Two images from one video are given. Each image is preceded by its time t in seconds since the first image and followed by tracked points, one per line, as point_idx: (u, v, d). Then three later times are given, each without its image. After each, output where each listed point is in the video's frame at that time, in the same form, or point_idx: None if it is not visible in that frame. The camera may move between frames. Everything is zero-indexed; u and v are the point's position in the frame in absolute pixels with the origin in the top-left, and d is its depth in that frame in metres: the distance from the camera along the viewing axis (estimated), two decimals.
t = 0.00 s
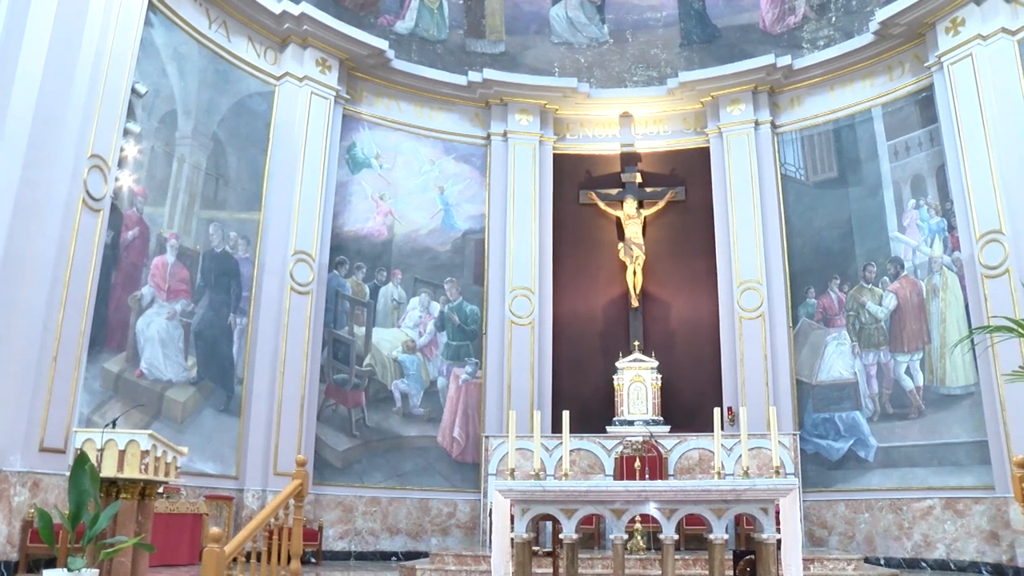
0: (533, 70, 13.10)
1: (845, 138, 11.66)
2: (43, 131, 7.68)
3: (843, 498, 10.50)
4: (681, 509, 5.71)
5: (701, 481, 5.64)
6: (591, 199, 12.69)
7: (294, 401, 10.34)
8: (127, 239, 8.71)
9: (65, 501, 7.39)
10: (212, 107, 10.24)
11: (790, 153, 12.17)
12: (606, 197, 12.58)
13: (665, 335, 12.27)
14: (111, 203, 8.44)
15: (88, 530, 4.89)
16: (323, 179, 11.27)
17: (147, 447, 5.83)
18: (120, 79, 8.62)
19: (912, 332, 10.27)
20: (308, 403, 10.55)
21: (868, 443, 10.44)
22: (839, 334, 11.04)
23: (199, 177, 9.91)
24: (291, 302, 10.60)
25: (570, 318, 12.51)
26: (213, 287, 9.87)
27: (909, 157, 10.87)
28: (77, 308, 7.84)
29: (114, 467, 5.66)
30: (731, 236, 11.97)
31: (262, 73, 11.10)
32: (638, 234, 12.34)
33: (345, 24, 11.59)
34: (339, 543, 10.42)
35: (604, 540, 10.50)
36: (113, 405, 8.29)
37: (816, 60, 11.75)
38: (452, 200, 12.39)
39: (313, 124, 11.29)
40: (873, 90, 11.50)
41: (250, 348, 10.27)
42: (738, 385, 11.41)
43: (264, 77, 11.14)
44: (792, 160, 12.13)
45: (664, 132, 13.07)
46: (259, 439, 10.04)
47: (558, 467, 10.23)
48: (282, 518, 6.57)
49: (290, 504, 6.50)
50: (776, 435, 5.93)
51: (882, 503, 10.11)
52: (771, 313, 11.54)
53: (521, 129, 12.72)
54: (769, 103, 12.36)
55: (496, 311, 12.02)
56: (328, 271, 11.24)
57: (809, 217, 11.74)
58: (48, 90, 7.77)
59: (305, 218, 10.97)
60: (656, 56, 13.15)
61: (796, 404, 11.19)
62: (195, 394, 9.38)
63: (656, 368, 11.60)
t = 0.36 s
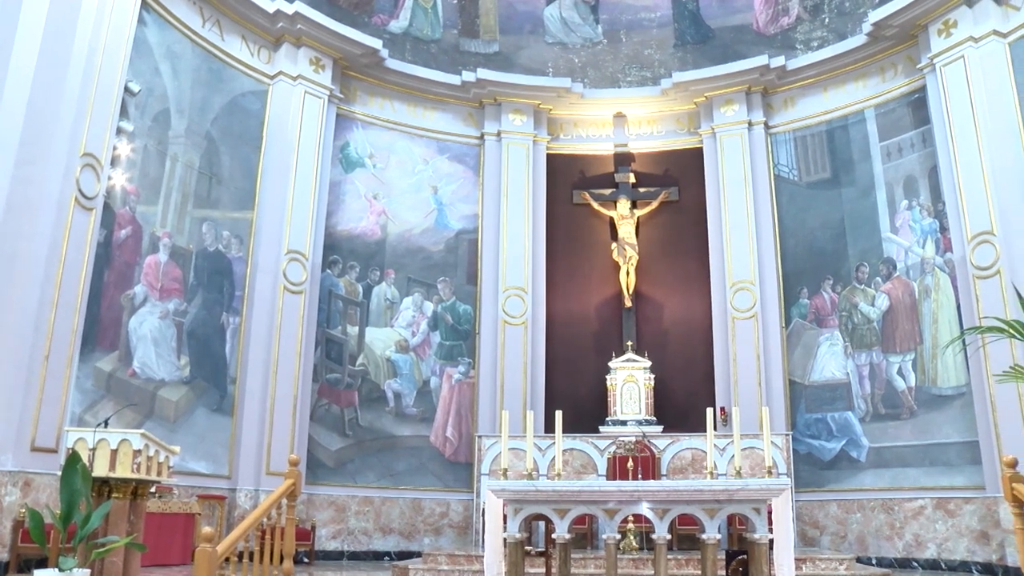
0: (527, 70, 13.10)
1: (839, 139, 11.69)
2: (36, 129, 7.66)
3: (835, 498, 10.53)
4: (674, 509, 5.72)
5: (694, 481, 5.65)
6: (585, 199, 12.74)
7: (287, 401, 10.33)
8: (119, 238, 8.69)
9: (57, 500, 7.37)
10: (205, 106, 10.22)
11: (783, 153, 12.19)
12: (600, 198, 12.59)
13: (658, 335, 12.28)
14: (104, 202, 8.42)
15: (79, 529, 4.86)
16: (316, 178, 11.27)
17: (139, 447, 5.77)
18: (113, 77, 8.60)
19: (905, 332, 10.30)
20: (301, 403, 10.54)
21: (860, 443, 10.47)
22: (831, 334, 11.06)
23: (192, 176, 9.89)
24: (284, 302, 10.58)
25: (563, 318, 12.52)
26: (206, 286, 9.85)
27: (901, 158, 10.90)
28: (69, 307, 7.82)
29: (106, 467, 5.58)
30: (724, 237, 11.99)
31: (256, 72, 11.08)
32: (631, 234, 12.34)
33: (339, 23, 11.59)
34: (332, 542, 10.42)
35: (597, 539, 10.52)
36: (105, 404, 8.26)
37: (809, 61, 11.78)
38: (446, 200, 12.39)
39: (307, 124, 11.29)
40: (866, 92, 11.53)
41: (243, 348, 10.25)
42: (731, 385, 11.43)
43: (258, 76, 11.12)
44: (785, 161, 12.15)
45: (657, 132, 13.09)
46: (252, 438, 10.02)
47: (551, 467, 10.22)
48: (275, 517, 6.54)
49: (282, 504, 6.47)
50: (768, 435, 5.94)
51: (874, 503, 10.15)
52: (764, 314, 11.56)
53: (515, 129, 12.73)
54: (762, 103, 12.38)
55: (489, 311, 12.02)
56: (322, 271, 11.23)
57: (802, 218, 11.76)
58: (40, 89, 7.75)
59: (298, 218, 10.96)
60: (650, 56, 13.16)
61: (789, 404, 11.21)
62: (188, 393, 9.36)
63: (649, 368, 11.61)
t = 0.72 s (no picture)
0: (521, 70, 13.11)
1: (832, 140, 11.71)
2: (28, 128, 7.64)
3: (827, 498, 10.55)
4: (666, 509, 5.73)
5: (687, 482, 5.66)
6: (578, 199, 12.68)
7: (281, 400, 10.32)
8: (112, 236, 8.67)
9: (48, 500, 7.35)
10: (199, 105, 10.21)
11: (777, 154, 12.21)
12: (593, 198, 12.60)
13: (651, 335, 12.30)
14: (97, 201, 8.41)
15: (71, 529, 4.84)
16: (310, 178, 11.25)
17: (132, 446, 5.75)
18: (106, 75, 8.58)
19: (897, 333, 10.33)
20: (294, 402, 10.53)
21: (852, 443, 10.49)
22: (824, 335, 11.09)
23: (185, 175, 9.87)
24: (277, 301, 10.57)
25: (556, 318, 12.52)
26: (199, 286, 9.83)
27: (894, 159, 10.93)
28: (62, 306, 7.80)
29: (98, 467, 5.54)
30: (717, 237, 12.01)
31: (249, 71, 11.06)
32: (625, 235, 12.35)
33: (333, 22, 11.57)
34: (325, 542, 10.41)
35: (590, 539, 10.53)
36: (97, 403, 8.24)
37: (803, 62, 11.80)
38: (439, 199, 12.39)
39: (301, 123, 11.28)
40: (859, 93, 11.56)
41: (236, 347, 10.23)
42: (724, 385, 11.45)
43: (252, 75, 11.10)
44: (778, 161, 12.17)
45: (651, 132, 13.10)
46: (245, 438, 10.00)
47: (544, 467, 10.22)
48: (268, 518, 6.52)
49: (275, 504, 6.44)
50: (761, 435, 5.95)
51: (866, 503, 10.17)
52: (756, 314, 11.58)
53: (508, 129, 12.73)
54: (756, 104, 12.40)
55: (483, 311, 12.03)
56: (315, 270, 11.22)
57: (795, 218, 11.78)
58: (33, 87, 7.74)
59: (292, 217, 10.94)
60: (644, 56, 13.18)
61: (781, 405, 11.23)
62: (181, 393, 9.34)
63: (642, 368, 11.62)
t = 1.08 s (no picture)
0: (515, 70, 13.11)
1: (825, 141, 11.73)
2: (21, 126, 7.62)
3: (820, 498, 10.58)
4: (659, 510, 5.74)
5: (680, 482, 5.67)
6: (572, 199, 12.74)
7: (274, 400, 10.30)
8: (105, 236, 8.65)
9: (40, 500, 7.32)
10: (193, 104, 10.19)
11: (770, 155, 12.22)
12: (587, 198, 12.60)
13: (645, 335, 12.31)
14: (90, 199, 8.39)
15: (63, 529, 4.80)
16: (304, 177, 11.24)
17: (124, 445, 5.69)
18: (100, 74, 8.56)
19: (890, 333, 10.36)
20: (287, 401, 10.52)
21: (845, 444, 10.52)
22: (817, 335, 11.11)
23: (179, 174, 9.85)
24: (270, 301, 10.56)
25: (550, 318, 12.53)
26: (192, 285, 9.82)
27: (888, 160, 10.96)
28: (54, 305, 7.78)
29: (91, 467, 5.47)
30: (711, 238, 12.02)
31: (243, 70, 11.04)
32: (618, 235, 12.36)
33: (327, 21, 11.56)
34: (318, 542, 10.41)
35: (583, 539, 10.53)
36: (90, 403, 8.21)
37: (797, 63, 11.82)
38: (433, 199, 12.38)
39: (295, 122, 11.28)
40: (853, 94, 11.59)
41: (229, 346, 10.22)
42: (717, 385, 11.46)
43: (245, 74, 11.08)
44: (772, 162, 12.19)
45: (645, 133, 13.11)
46: (237, 438, 9.99)
47: (537, 467, 10.21)
48: (260, 517, 6.48)
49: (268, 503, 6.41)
50: (753, 435, 5.97)
51: (859, 503, 10.20)
52: (750, 315, 11.59)
53: (502, 129, 12.73)
54: (750, 104, 12.42)
55: (476, 310, 12.03)
56: (308, 270, 11.21)
57: (789, 218, 11.80)
58: (26, 86, 7.72)
59: (285, 217, 10.93)
60: (638, 57, 13.19)
61: (774, 405, 11.25)
62: (174, 392, 9.33)
63: (636, 368, 11.63)
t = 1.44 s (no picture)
0: (509, 69, 13.11)
1: (818, 142, 11.76)
2: (13, 124, 7.60)
3: (812, 498, 10.60)
4: (652, 509, 5.74)
5: (673, 482, 5.67)
6: (565, 199, 12.68)
7: (267, 400, 10.29)
8: (98, 234, 8.63)
9: (31, 499, 7.30)
10: (186, 102, 10.17)
11: (764, 155, 12.24)
12: (581, 198, 12.61)
13: (638, 335, 12.32)
14: (82, 198, 8.36)
15: (55, 529, 4.76)
16: (297, 176, 11.23)
17: (117, 445, 5.67)
18: (92, 72, 8.54)
19: (882, 334, 10.39)
20: (280, 401, 10.50)
21: (837, 444, 10.54)
22: (810, 335, 11.13)
23: (172, 172, 9.83)
24: (263, 300, 10.54)
25: (543, 318, 12.54)
26: (185, 284, 9.80)
27: (881, 161, 10.99)
28: (46, 303, 7.76)
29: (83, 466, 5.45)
30: (704, 238, 12.04)
31: (237, 69, 11.03)
32: (612, 235, 12.37)
33: (321, 20, 11.56)
34: (311, 542, 10.40)
35: (576, 539, 10.52)
36: (82, 402, 8.19)
37: (790, 64, 11.84)
38: (427, 199, 12.38)
39: (288, 121, 11.26)
40: (847, 94, 11.61)
41: (222, 346, 10.20)
42: (710, 385, 11.48)
43: (239, 73, 11.06)
44: (765, 163, 12.21)
45: (639, 133, 13.12)
46: (230, 438, 9.97)
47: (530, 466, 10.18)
48: (252, 517, 6.46)
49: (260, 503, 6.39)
50: (746, 435, 5.97)
51: (851, 503, 10.23)
52: (743, 315, 11.61)
53: (496, 129, 12.73)
54: (743, 105, 12.44)
55: (470, 310, 12.03)
56: (302, 269, 11.20)
57: (782, 219, 11.82)
58: (19, 84, 7.70)
59: (279, 216, 10.92)
60: (632, 57, 13.20)
61: (767, 405, 11.27)
62: (167, 391, 9.31)
63: (629, 368, 11.64)
